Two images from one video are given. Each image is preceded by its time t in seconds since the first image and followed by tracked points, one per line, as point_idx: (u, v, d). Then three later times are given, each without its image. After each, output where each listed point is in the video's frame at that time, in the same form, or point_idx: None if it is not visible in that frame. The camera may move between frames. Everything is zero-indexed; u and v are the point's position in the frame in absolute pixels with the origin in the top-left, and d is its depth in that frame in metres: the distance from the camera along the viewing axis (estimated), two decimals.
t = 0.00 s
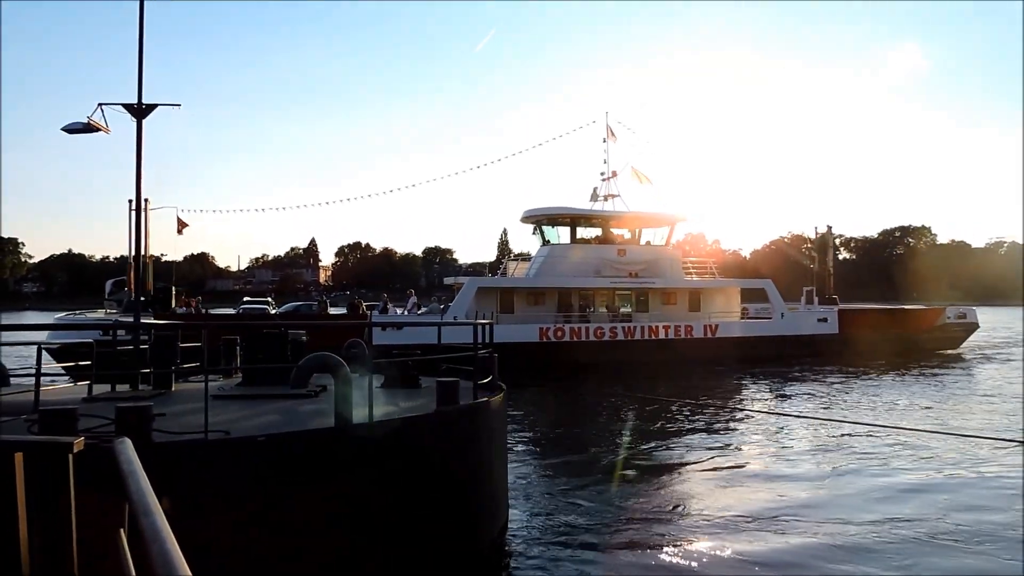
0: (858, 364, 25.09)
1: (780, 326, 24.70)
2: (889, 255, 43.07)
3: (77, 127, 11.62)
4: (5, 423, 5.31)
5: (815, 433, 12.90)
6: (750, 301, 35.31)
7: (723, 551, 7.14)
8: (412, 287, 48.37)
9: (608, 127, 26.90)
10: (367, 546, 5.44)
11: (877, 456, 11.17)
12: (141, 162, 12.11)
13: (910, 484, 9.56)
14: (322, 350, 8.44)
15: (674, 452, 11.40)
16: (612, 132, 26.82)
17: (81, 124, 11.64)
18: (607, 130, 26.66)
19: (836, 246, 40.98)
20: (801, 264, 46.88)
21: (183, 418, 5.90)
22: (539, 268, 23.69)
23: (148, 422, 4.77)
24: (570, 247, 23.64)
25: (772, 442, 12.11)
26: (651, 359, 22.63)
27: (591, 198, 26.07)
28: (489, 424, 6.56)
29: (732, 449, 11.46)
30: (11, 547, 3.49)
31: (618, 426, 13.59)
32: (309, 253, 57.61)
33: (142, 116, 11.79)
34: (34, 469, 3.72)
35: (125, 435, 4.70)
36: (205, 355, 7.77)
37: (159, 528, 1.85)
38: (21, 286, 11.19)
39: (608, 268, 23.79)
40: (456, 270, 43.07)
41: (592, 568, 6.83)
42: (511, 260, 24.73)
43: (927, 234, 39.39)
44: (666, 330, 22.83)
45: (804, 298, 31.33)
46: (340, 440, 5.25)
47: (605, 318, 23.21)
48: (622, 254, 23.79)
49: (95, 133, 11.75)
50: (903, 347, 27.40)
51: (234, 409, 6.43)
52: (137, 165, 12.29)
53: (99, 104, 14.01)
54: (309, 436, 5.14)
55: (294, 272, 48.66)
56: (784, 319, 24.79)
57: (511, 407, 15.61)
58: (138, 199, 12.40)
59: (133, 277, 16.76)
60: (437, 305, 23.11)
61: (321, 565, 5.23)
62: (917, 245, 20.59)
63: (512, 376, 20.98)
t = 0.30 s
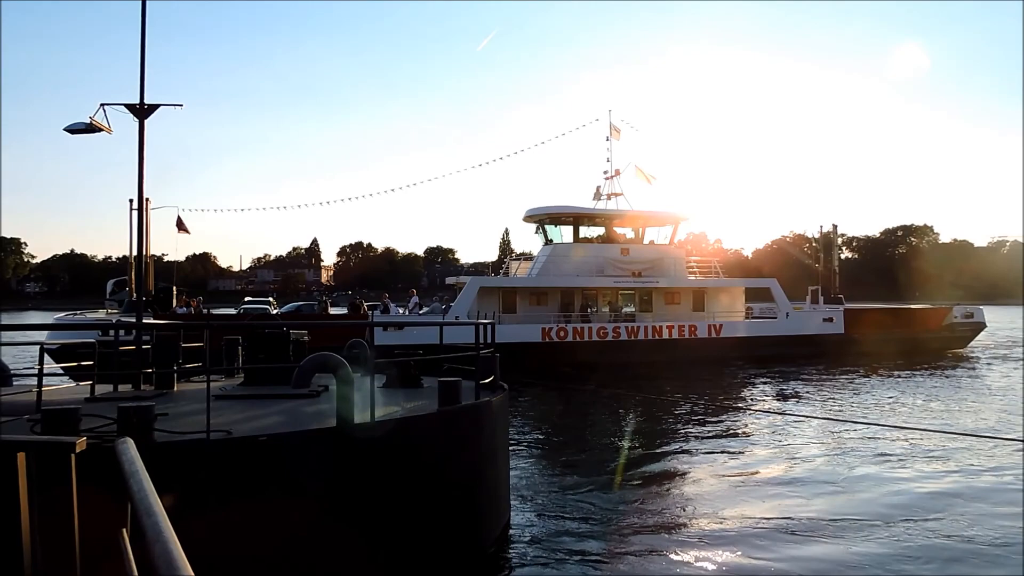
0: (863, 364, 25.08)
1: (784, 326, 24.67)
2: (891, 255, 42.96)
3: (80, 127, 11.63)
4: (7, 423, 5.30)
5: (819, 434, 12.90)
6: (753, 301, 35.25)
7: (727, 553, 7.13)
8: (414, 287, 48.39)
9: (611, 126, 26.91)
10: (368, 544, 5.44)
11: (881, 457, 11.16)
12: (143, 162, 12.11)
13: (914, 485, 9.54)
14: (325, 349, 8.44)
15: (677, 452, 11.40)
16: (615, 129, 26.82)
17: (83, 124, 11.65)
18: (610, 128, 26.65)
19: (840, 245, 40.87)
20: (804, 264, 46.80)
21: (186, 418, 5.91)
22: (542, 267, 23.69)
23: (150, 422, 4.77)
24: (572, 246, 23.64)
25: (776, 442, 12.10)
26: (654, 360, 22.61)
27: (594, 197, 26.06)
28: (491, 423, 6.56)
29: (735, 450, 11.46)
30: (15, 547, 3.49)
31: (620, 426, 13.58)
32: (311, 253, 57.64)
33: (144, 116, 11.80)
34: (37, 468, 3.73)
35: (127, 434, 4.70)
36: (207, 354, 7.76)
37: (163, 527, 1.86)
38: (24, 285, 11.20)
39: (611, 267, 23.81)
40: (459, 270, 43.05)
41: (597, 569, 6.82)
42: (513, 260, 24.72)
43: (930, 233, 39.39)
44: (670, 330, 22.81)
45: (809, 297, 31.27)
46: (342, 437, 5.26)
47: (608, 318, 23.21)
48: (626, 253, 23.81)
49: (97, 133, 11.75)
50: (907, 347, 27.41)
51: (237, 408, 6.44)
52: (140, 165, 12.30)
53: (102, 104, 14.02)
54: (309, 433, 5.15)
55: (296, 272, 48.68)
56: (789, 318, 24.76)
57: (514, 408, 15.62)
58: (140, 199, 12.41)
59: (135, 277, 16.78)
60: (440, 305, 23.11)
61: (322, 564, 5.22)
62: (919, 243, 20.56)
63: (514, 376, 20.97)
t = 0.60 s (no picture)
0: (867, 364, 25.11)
1: (789, 326, 24.67)
2: (894, 254, 42.88)
3: (82, 127, 11.65)
4: (10, 422, 5.29)
5: (823, 434, 12.91)
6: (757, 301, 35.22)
7: (731, 552, 7.11)
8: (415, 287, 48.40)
9: (615, 124, 26.92)
10: (370, 543, 5.44)
11: (886, 457, 11.14)
12: (146, 161, 12.12)
13: (919, 485, 9.52)
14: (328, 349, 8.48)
15: (680, 452, 11.40)
16: (619, 127, 26.81)
17: (85, 124, 11.67)
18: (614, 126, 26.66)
19: (844, 244, 40.82)
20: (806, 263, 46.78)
21: (189, 417, 5.92)
22: (545, 266, 23.68)
23: (152, 421, 4.78)
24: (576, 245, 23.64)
25: (781, 442, 12.10)
26: (657, 360, 22.60)
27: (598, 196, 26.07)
28: (493, 422, 6.58)
29: (738, 450, 11.46)
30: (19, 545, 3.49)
31: (623, 426, 13.58)
32: (313, 253, 57.64)
33: (146, 116, 11.81)
34: (40, 467, 3.73)
35: (130, 434, 4.71)
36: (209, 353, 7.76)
37: (166, 527, 1.86)
38: (27, 285, 11.21)
39: (615, 267, 23.82)
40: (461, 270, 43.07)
41: (600, 567, 6.84)
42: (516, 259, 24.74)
43: (932, 232, 39.38)
44: (674, 330, 22.82)
45: (814, 297, 31.29)
46: (344, 435, 5.27)
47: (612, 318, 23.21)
48: (629, 253, 23.83)
49: (100, 133, 11.77)
50: (911, 347, 27.46)
51: (240, 408, 6.45)
52: (142, 164, 12.31)
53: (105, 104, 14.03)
54: (309, 431, 5.16)
55: (298, 272, 48.69)
56: (794, 318, 24.75)
57: (517, 408, 15.61)
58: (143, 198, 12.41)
59: (138, 276, 16.80)
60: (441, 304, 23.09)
61: (323, 564, 5.21)
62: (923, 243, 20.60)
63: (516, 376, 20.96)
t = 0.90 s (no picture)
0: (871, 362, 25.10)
1: (794, 324, 24.66)
2: (898, 252, 42.76)
3: (84, 128, 11.67)
4: (13, 423, 5.30)
5: (826, 432, 12.91)
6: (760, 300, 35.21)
7: (734, 550, 7.11)
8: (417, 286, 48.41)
9: (617, 122, 26.93)
10: (373, 544, 5.47)
11: (891, 455, 11.13)
12: (147, 162, 12.13)
13: (923, 481, 9.52)
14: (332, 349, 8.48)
15: (683, 451, 11.40)
16: (621, 125, 26.82)
17: (86, 125, 11.68)
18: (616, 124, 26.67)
19: (848, 242, 40.74)
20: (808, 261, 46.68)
21: (192, 418, 5.93)
22: (547, 265, 23.69)
23: (154, 422, 4.79)
24: (578, 244, 23.64)
25: (787, 442, 12.10)
26: (659, 359, 22.60)
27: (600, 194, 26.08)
28: (496, 422, 6.60)
29: (741, 450, 11.46)
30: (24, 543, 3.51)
31: (627, 426, 13.58)
32: (315, 253, 57.67)
33: (148, 117, 11.82)
34: (45, 468, 3.75)
35: (133, 435, 4.72)
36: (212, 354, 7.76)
37: (168, 527, 1.87)
38: (31, 286, 11.24)
39: (618, 266, 23.83)
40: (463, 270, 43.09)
41: (604, 566, 6.85)
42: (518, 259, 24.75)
43: (933, 229, 39.34)
44: (678, 330, 22.83)
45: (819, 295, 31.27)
46: (346, 435, 5.28)
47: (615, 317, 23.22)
48: (633, 251, 23.86)
49: (102, 134, 11.79)
50: (917, 346, 27.48)
51: (243, 408, 6.45)
52: (144, 165, 12.32)
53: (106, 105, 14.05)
54: (310, 431, 5.17)
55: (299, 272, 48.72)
56: (799, 317, 24.73)
57: (519, 408, 15.61)
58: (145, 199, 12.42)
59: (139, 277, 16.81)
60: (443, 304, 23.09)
61: (325, 564, 5.22)
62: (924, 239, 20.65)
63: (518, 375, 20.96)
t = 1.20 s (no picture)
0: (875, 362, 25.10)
1: (797, 325, 24.68)
2: (898, 252, 42.76)
3: (85, 127, 11.66)
4: (13, 421, 5.30)
5: (829, 433, 12.91)
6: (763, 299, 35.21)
7: (737, 551, 7.10)
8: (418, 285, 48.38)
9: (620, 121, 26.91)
10: (374, 543, 5.46)
11: (893, 456, 11.14)
12: (148, 161, 12.12)
13: (924, 483, 9.53)
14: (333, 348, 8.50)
15: (685, 452, 11.39)
16: (624, 124, 26.80)
17: (88, 123, 11.67)
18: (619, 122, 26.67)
19: (850, 242, 40.71)
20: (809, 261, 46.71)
21: (192, 416, 5.93)
22: (549, 265, 23.69)
23: (155, 421, 4.78)
24: (580, 243, 23.64)
25: (790, 442, 12.09)
26: (662, 359, 22.59)
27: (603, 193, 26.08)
28: (496, 422, 6.60)
29: (743, 451, 11.46)
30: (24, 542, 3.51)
31: (629, 426, 13.58)
32: (315, 252, 57.63)
33: (148, 115, 11.81)
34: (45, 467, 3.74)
35: (133, 434, 4.71)
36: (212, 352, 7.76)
37: (165, 526, 1.87)
38: (31, 284, 11.23)
39: (621, 265, 23.83)
40: (464, 269, 43.06)
41: (606, 566, 6.85)
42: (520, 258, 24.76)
43: (935, 229, 39.28)
44: (681, 330, 22.83)
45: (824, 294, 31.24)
46: (347, 434, 5.28)
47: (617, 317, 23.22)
48: (635, 250, 23.85)
49: (103, 132, 11.77)
50: (922, 346, 27.50)
51: (243, 407, 6.45)
52: (146, 163, 12.31)
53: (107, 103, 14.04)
54: (310, 429, 5.17)
55: (300, 271, 48.69)
56: (803, 317, 24.72)
57: (520, 408, 15.61)
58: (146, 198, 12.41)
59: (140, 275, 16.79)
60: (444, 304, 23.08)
61: (326, 563, 5.22)
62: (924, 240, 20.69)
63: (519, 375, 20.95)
